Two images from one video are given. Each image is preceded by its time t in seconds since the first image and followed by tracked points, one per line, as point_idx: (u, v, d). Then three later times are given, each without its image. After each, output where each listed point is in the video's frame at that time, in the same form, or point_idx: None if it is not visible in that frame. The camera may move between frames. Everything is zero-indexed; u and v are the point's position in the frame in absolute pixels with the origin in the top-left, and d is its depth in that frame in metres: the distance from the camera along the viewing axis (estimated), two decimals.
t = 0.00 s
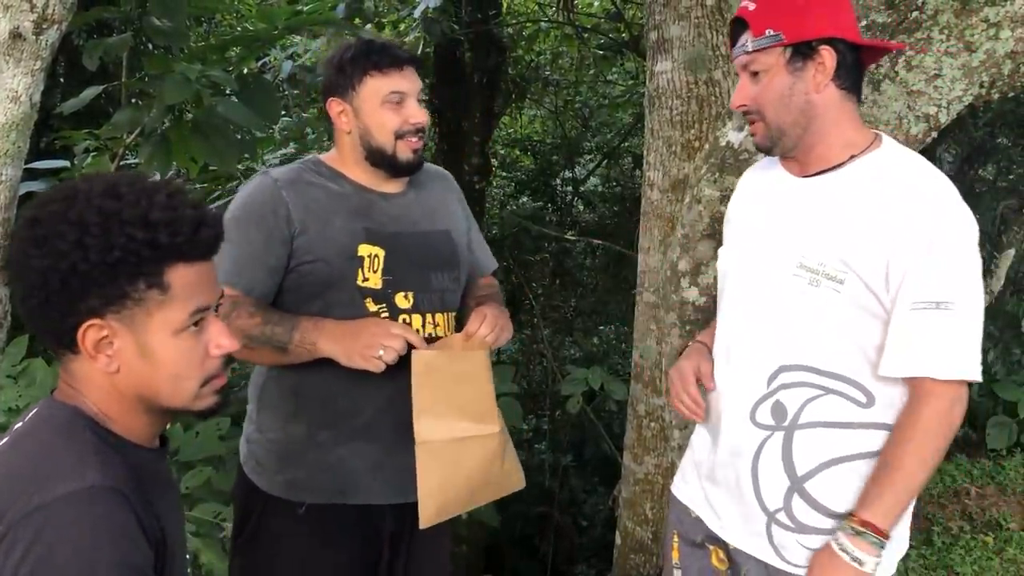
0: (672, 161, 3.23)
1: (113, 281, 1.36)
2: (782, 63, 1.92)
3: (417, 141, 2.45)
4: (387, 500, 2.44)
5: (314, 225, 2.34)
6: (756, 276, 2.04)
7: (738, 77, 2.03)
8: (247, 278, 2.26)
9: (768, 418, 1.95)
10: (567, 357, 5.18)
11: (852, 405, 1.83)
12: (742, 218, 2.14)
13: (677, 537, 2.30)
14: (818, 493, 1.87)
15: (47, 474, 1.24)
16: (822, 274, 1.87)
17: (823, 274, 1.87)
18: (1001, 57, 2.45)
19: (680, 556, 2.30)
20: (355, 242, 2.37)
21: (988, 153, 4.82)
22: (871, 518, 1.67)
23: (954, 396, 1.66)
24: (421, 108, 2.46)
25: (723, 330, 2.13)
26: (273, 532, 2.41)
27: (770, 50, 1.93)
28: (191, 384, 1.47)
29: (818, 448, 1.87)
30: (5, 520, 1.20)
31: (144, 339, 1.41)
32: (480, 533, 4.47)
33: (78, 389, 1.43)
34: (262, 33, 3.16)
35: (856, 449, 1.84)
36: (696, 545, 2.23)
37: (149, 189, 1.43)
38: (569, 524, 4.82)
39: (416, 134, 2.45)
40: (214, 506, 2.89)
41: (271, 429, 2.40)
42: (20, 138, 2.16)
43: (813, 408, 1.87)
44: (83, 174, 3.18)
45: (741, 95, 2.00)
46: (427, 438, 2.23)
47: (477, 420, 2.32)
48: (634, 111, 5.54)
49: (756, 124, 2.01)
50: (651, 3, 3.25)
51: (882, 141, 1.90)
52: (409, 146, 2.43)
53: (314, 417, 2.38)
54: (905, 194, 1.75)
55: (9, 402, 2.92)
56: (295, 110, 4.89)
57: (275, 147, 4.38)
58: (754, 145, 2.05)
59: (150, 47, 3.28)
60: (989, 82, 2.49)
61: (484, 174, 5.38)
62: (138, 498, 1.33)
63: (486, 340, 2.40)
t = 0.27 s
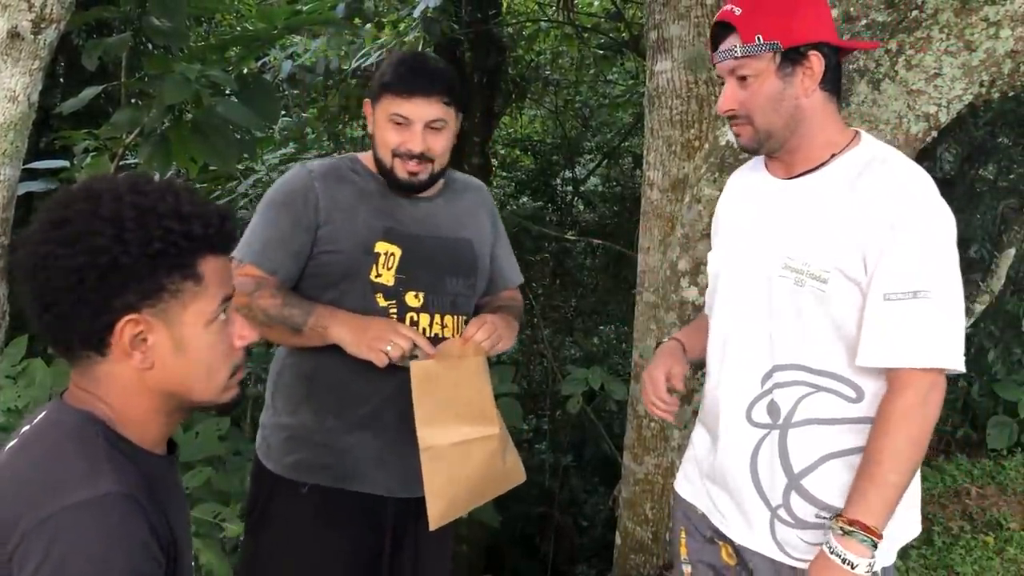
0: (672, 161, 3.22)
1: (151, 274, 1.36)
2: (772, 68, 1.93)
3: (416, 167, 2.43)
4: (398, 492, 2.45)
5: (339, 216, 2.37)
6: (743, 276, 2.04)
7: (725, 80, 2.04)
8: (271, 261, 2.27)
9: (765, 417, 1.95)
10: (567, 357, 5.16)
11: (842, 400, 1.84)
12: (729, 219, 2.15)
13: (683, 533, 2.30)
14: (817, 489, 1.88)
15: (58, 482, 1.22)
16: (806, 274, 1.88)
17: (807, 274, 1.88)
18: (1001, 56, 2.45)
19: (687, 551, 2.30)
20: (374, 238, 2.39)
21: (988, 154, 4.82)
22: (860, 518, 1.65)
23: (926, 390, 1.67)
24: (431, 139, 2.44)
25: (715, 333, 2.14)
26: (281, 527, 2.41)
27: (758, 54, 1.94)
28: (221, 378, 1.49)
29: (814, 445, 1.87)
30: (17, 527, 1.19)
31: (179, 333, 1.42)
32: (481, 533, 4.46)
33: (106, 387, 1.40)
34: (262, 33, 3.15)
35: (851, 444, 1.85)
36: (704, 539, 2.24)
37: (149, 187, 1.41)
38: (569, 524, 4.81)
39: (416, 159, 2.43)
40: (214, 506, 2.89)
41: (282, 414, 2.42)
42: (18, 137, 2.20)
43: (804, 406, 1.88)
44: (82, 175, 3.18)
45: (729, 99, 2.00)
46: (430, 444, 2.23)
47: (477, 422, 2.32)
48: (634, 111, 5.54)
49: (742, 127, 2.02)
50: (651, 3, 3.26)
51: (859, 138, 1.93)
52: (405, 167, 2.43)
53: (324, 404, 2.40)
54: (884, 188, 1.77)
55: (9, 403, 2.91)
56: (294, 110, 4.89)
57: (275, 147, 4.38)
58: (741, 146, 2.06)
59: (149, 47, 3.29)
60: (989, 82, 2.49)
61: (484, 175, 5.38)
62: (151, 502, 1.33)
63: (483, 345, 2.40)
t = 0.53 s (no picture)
0: (672, 161, 3.22)
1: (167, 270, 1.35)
2: (772, 76, 2.00)
3: (434, 176, 2.44)
4: (394, 485, 2.46)
5: (354, 212, 2.40)
6: (740, 278, 2.10)
7: (721, 87, 2.09)
8: (288, 246, 2.32)
9: (759, 415, 2.01)
10: (567, 357, 5.08)
11: (840, 397, 1.91)
12: (717, 224, 2.23)
13: (677, 530, 2.31)
14: (810, 483, 1.95)
15: (73, 460, 1.21)
16: (806, 274, 1.95)
17: (807, 274, 1.95)
18: (1001, 56, 2.44)
19: (680, 547, 2.31)
20: (386, 236, 2.42)
21: (988, 153, 4.82)
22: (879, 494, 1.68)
23: (934, 378, 1.71)
24: (451, 151, 2.43)
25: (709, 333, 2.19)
26: (279, 520, 2.44)
27: (761, 62, 1.99)
28: (225, 387, 1.46)
29: (809, 441, 1.94)
30: (38, 511, 1.18)
31: (202, 333, 1.40)
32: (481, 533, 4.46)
33: (120, 378, 1.38)
34: (261, 34, 3.15)
35: (844, 437, 1.92)
36: (698, 536, 2.25)
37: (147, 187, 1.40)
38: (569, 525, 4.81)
39: (435, 169, 2.43)
40: (214, 506, 2.89)
41: (285, 399, 2.45)
42: (16, 137, 2.20)
43: (800, 404, 1.94)
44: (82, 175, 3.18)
45: (728, 104, 2.06)
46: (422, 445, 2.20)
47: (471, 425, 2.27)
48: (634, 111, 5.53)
49: (738, 132, 2.07)
50: (651, 3, 3.26)
51: (847, 141, 2.02)
52: (423, 173, 2.43)
53: (325, 392, 2.42)
54: (879, 188, 1.84)
55: (8, 403, 2.91)
56: (294, 110, 4.89)
57: (275, 146, 4.37)
58: (735, 152, 2.12)
59: (148, 46, 3.32)
60: (989, 82, 2.49)
61: (484, 175, 5.39)
62: (162, 467, 1.34)
63: (478, 350, 2.35)
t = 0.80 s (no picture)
0: (672, 162, 3.22)
1: (168, 272, 1.35)
2: (763, 81, 2.02)
3: (443, 180, 2.43)
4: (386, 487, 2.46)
5: (357, 210, 2.41)
6: (735, 281, 2.09)
7: (712, 93, 2.11)
8: (290, 244, 2.33)
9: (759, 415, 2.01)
10: (567, 358, 5.11)
11: (841, 394, 1.93)
12: (706, 225, 2.23)
13: (671, 532, 2.31)
14: (812, 480, 1.96)
15: (104, 448, 1.25)
16: (808, 273, 1.96)
17: (809, 273, 1.96)
18: (1001, 57, 2.44)
19: (673, 550, 2.30)
20: (388, 235, 2.41)
21: (988, 154, 4.82)
22: (930, 502, 1.77)
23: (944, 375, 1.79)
24: (459, 155, 2.41)
25: (703, 332, 2.19)
26: (281, 518, 2.45)
27: (750, 68, 2.02)
28: (244, 374, 1.49)
29: (813, 439, 1.96)
30: (68, 496, 1.21)
31: (214, 324, 1.42)
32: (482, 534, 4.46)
33: (140, 377, 1.40)
34: (262, 34, 3.15)
35: (846, 433, 1.94)
36: (691, 538, 2.25)
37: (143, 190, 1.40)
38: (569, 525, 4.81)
39: (444, 173, 2.42)
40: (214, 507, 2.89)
41: (285, 397, 2.45)
42: (16, 137, 2.20)
43: (803, 403, 1.96)
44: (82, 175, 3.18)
45: (720, 111, 2.08)
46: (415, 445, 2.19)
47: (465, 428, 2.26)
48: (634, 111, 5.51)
49: (731, 138, 2.09)
50: (651, 3, 3.26)
51: (840, 146, 2.03)
52: (432, 178, 2.42)
53: (323, 390, 2.42)
54: (881, 190, 1.87)
55: (8, 403, 2.91)
56: (295, 111, 4.89)
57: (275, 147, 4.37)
58: (729, 157, 2.13)
59: (149, 46, 3.33)
60: (989, 82, 2.49)
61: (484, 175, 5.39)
62: (186, 457, 1.38)
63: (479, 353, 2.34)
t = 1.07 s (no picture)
0: (672, 162, 3.21)
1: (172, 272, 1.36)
2: (759, 82, 2.02)
3: (432, 175, 2.43)
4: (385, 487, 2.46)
5: (351, 212, 2.39)
6: (731, 280, 2.10)
7: (710, 94, 2.10)
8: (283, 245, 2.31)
9: (756, 413, 2.02)
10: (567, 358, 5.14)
11: (837, 393, 1.93)
12: (703, 226, 2.23)
13: (671, 531, 2.30)
14: (811, 479, 1.96)
15: (138, 447, 1.28)
16: (803, 272, 1.96)
17: (804, 272, 1.96)
18: (1003, 57, 2.45)
19: (673, 549, 2.29)
20: (384, 235, 2.41)
21: (989, 154, 4.82)
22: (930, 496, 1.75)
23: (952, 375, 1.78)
24: (447, 149, 2.42)
25: (701, 334, 2.19)
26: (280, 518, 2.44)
27: (746, 69, 2.01)
28: (274, 372, 1.53)
29: (811, 437, 1.96)
30: (101, 493, 1.24)
31: (246, 325, 1.45)
32: (482, 534, 4.46)
33: (173, 377, 1.42)
34: (262, 34, 3.15)
35: (842, 432, 1.94)
36: (690, 537, 2.24)
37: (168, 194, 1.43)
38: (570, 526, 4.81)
39: (433, 168, 2.42)
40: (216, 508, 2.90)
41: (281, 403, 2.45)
42: (17, 137, 2.22)
43: (799, 401, 1.96)
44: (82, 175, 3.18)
45: (716, 112, 2.07)
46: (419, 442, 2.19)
47: (466, 427, 2.29)
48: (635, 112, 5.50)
49: (729, 139, 2.09)
50: (652, 4, 3.26)
51: (835, 146, 2.03)
52: (422, 173, 2.43)
53: (321, 395, 2.42)
54: (874, 188, 1.88)
55: (9, 403, 2.92)
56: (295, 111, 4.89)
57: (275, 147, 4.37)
58: (727, 157, 2.13)
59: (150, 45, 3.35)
60: (991, 82, 2.49)
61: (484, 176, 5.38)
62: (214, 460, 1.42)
63: (483, 354, 2.35)
